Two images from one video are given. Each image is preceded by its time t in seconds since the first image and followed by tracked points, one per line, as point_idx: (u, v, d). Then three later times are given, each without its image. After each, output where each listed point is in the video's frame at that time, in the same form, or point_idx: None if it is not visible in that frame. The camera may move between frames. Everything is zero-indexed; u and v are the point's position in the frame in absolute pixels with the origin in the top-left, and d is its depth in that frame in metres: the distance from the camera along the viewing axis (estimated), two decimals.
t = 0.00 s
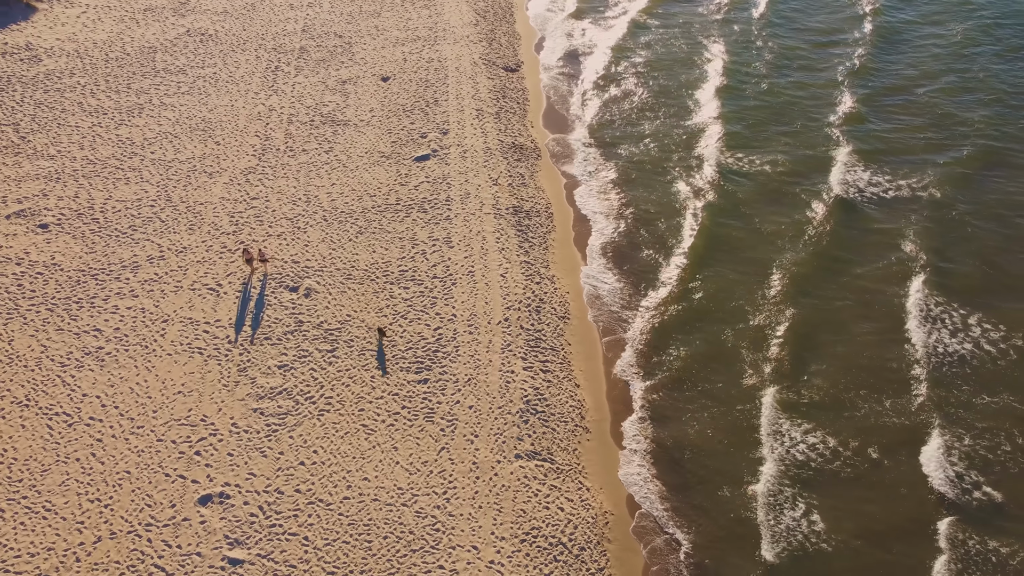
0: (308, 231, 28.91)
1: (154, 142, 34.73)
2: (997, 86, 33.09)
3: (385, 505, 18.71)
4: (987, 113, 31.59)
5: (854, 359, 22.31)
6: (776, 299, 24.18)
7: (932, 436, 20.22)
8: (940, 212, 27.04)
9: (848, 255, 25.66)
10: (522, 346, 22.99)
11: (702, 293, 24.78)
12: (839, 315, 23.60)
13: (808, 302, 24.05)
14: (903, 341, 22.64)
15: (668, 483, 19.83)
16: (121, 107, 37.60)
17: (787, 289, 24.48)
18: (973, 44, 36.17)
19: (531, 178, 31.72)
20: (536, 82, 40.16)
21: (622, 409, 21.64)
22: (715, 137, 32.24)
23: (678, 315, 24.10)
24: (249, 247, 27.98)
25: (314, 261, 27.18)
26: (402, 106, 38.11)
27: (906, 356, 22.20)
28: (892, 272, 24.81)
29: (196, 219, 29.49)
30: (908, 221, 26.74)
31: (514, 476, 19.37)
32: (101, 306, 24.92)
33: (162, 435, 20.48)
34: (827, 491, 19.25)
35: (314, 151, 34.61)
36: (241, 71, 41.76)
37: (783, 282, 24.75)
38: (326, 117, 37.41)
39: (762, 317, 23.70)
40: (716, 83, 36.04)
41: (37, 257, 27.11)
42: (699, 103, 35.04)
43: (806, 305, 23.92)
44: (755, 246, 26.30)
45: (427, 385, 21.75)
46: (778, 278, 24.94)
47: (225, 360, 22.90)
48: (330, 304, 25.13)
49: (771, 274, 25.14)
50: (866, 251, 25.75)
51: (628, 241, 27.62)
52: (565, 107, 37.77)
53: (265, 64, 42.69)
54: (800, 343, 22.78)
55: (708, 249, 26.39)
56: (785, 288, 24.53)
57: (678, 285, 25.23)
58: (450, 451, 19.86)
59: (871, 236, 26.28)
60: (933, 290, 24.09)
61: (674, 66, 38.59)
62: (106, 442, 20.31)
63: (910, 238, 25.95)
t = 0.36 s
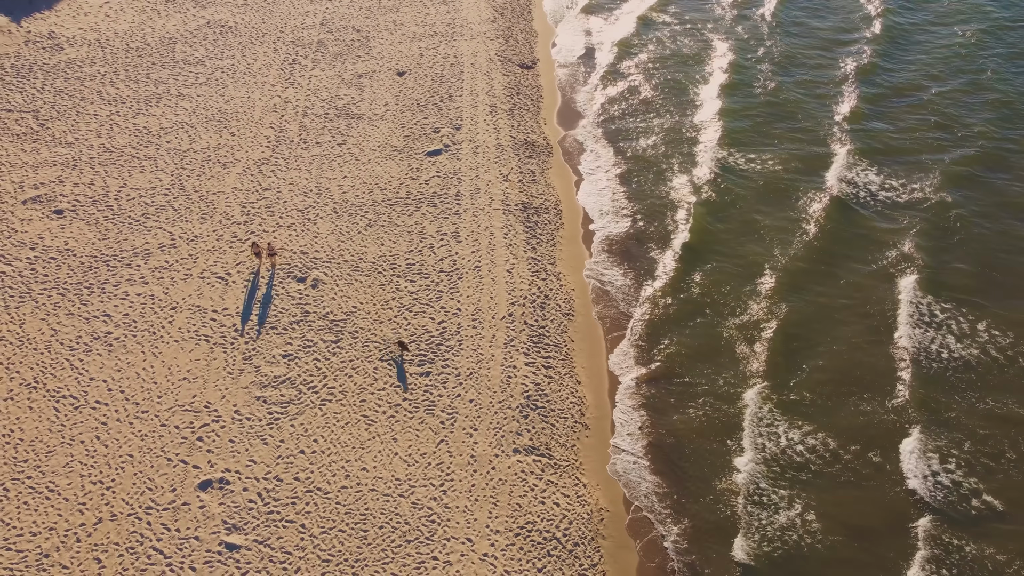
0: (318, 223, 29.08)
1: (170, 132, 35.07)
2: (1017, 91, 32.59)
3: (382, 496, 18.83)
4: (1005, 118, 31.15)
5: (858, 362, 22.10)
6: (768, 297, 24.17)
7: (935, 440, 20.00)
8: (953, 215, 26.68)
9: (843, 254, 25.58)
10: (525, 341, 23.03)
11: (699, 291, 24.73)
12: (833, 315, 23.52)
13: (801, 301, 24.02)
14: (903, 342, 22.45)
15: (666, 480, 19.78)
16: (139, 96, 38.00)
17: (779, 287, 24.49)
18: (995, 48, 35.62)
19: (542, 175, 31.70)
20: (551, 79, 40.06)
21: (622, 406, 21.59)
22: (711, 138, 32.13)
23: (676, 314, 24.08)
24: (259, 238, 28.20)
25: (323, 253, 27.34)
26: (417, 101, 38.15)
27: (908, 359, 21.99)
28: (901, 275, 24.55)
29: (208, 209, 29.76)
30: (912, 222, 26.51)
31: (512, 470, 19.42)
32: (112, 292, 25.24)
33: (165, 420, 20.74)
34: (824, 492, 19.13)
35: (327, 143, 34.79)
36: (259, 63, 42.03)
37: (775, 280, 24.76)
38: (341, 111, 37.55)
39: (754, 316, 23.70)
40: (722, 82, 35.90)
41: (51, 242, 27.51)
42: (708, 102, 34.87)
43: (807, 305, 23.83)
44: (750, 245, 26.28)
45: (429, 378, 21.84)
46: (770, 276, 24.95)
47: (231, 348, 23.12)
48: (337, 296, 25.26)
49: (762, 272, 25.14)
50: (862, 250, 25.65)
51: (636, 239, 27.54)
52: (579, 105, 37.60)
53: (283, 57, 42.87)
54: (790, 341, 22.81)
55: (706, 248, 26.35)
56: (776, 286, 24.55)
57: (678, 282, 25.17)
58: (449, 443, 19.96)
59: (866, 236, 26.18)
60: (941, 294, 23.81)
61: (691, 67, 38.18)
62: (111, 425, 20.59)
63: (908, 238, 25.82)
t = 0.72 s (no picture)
0: (328, 215, 29.25)
1: (186, 122, 35.41)
2: None
3: (379, 486, 18.95)
4: None
5: (864, 364, 21.88)
6: (768, 297, 24.05)
7: (937, 445, 19.81)
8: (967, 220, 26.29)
9: (836, 255, 25.46)
10: (529, 337, 23.06)
11: (694, 290, 24.72)
12: (834, 316, 23.35)
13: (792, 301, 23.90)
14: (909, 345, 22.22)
15: (664, 479, 19.73)
16: (157, 87, 38.38)
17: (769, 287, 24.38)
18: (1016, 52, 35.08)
19: (552, 172, 31.67)
20: (565, 76, 39.97)
21: (623, 404, 21.53)
22: (711, 134, 32.54)
23: (673, 313, 24.07)
24: (268, 229, 28.41)
25: (331, 245, 27.50)
26: (431, 96, 38.20)
27: (915, 363, 21.75)
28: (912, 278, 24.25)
29: (220, 199, 30.03)
30: (924, 225, 26.19)
31: (509, 464, 19.47)
32: (122, 279, 25.57)
33: (169, 406, 20.99)
34: (822, 494, 18.98)
35: (340, 136, 34.97)
36: (276, 56, 42.29)
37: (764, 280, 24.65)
38: (355, 104, 37.68)
39: (748, 314, 23.62)
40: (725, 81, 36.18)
41: (65, 228, 27.91)
42: (713, 101, 35.01)
43: (812, 307, 23.65)
44: (742, 245, 26.17)
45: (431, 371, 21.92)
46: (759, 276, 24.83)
47: (237, 337, 23.32)
48: (343, 288, 25.40)
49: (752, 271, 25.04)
50: (855, 251, 25.53)
51: (644, 238, 27.44)
52: (594, 103, 37.45)
53: (300, 50, 43.08)
54: (778, 341, 22.70)
55: (706, 249, 26.25)
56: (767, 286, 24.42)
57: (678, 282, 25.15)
58: (448, 436, 20.04)
59: (864, 236, 26.01)
60: (950, 298, 23.53)
61: (706, 67, 38.00)
62: (116, 410, 20.87)
63: (903, 239, 25.66)
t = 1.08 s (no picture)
0: (338, 208, 29.43)
1: (202, 113, 35.73)
2: None
3: (377, 477, 19.08)
4: None
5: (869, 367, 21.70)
6: (771, 298, 23.98)
7: (940, 450, 19.64)
8: (980, 226, 26.00)
9: (831, 256, 25.39)
10: (532, 333, 23.11)
11: (698, 290, 24.67)
12: (838, 317, 23.20)
13: (779, 301, 23.85)
14: (915, 349, 22.00)
15: (662, 477, 19.70)
16: (176, 78, 38.77)
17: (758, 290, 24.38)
18: None
19: (563, 169, 31.62)
20: (580, 74, 39.86)
21: (624, 401, 21.50)
22: (708, 130, 32.83)
23: (670, 314, 24.04)
24: (279, 220, 28.62)
25: (340, 237, 27.67)
26: (445, 91, 38.26)
27: (920, 367, 21.55)
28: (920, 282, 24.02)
29: (233, 190, 30.32)
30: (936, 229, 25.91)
31: (507, 459, 19.53)
32: (133, 266, 25.91)
33: (174, 392, 21.25)
34: (820, 495, 18.88)
35: (353, 130, 35.14)
36: (294, 49, 42.53)
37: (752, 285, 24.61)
38: (369, 99, 37.82)
39: (751, 314, 23.54)
40: (726, 79, 36.35)
41: (80, 215, 28.31)
42: (717, 98, 35.15)
43: (816, 309, 23.53)
44: (730, 248, 26.13)
45: (433, 365, 22.02)
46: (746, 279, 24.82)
47: (243, 326, 23.54)
48: (350, 280, 25.55)
49: (739, 273, 25.07)
50: (862, 253, 25.32)
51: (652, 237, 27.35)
52: (608, 100, 37.34)
53: (318, 44, 43.29)
54: (765, 341, 22.64)
55: (700, 253, 26.14)
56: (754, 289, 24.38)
57: (677, 282, 25.14)
58: (447, 430, 20.15)
59: (873, 239, 25.79)
60: (959, 302, 23.29)
61: (719, 66, 37.84)
62: (122, 394, 21.17)
63: (913, 243, 25.40)
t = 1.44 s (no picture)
0: (348, 201, 29.60)
1: (217, 105, 36.06)
2: None
3: (375, 468, 19.22)
4: None
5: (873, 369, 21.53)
6: (774, 297, 23.90)
7: (941, 456, 19.45)
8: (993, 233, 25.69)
9: (838, 257, 25.22)
10: (535, 329, 23.14)
11: (701, 289, 24.63)
12: (842, 318, 23.06)
13: (776, 301, 23.76)
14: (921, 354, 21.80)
15: (659, 475, 19.66)
16: (193, 69, 39.16)
17: (745, 292, 24.26)
18: None
19: (573, 167, 31.60)
20: (594, 71, 39.75)
21: (624, 398, 21.47)
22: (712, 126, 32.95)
23: (669, 313, 23.99)
24: (288, 212, 28.83)
25: (349, 230, 27.84)
26: (459, 87, 38.32)
27: (925, 371, 21.36)
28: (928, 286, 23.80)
29: (245, 181, 30.60)
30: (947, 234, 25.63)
31: (504, 453, 19.60)
32: (144, 254, 26.24)
33: (179, 378, 21.52)
34: (817, 495, 18.79)
35: (366, 124, 35.30)
36: (311, 43, 42.78)
37: (739, 287, 24.51)
38: (384, 93, 37.96)
39: (753, 313, 23.47)
40: (729, 77, 36.53)
41: (94, 203, 28.71)
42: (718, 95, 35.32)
43: (820, 309, 23.40)
44: (730, 248, 26.06)
45: (436, 358, 22.11)
46: (740, 281, 24.70)
47: (249, 316, 23.75)
48: (357, 273, 25.70)
49: (743, 272, 24.98)
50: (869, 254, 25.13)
51: (659, 235, 27.27)
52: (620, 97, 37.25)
53: (335, 38, 43.51)
54: (753, 343, 22.56)
55: (693, 255, 26.02)
56: (740, 291, 24.30)
57: (675, 282, 25.08)
58: (446, 423, 20.26)
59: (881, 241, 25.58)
60: (967, 309, 23.06)
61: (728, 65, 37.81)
62: (127, 379, 21.47)
63: (922, 247, 25.17)
